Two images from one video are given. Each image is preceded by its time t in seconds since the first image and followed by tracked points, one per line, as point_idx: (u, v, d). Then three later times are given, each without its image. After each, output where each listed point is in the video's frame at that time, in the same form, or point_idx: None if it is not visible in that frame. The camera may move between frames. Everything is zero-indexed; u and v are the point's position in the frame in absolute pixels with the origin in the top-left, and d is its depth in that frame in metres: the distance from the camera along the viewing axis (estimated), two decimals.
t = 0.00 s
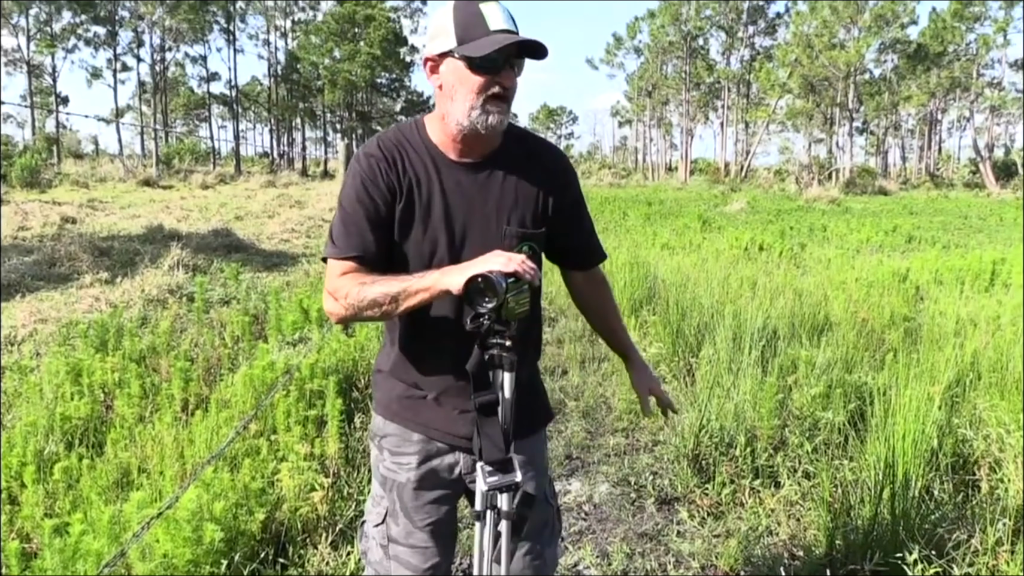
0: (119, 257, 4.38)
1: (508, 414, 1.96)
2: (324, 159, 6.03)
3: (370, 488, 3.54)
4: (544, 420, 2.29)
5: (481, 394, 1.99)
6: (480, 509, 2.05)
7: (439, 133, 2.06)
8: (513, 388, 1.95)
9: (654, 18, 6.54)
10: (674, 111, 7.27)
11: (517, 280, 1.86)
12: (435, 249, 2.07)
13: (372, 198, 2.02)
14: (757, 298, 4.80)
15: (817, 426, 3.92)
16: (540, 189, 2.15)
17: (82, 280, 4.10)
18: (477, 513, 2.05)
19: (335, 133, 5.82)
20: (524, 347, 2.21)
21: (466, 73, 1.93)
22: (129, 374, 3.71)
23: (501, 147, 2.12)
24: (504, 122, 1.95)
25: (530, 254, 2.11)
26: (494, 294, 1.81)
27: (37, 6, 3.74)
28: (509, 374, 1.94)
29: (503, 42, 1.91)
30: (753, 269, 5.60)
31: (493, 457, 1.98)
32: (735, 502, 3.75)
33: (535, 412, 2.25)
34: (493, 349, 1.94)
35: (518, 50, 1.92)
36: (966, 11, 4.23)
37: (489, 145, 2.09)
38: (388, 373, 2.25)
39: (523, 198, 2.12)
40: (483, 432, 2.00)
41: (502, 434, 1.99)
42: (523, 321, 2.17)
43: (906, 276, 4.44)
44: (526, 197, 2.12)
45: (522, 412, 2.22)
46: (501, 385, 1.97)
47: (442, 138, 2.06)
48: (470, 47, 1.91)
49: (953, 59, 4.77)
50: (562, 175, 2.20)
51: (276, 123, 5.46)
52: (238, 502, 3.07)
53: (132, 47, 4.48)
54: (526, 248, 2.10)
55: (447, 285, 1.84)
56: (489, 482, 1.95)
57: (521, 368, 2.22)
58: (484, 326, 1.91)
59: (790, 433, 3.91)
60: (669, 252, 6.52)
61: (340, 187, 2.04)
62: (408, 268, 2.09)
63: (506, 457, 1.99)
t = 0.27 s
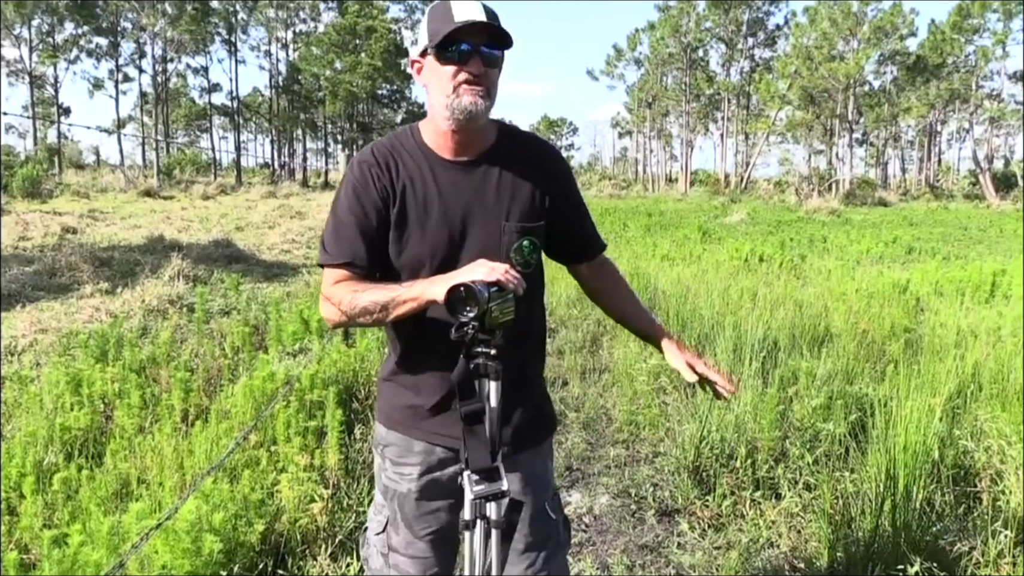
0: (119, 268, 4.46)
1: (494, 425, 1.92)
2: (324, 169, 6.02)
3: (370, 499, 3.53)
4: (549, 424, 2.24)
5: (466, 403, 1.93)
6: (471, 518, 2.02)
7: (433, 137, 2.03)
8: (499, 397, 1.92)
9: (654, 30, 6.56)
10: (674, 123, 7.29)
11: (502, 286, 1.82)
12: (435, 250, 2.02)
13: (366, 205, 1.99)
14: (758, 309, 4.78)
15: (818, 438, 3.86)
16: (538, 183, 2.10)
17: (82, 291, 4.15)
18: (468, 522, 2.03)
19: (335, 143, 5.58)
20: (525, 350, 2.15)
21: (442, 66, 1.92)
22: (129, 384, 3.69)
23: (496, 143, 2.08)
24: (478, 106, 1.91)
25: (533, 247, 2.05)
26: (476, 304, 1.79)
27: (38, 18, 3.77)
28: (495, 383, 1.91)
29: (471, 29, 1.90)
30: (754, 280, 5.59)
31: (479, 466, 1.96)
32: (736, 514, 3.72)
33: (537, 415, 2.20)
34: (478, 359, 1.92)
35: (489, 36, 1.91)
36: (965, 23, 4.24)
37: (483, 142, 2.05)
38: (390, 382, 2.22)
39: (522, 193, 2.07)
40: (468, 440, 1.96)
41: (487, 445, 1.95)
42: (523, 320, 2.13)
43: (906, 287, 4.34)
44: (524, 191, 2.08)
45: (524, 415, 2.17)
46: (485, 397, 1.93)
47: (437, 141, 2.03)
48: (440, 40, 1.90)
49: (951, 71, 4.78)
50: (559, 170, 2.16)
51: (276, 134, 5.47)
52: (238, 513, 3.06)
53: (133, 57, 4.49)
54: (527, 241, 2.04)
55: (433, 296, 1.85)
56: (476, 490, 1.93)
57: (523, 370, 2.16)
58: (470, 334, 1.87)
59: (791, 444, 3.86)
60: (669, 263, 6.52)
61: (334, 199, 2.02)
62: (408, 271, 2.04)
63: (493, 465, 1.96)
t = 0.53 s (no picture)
0: (134, 279, 4.64)
1: (498, 439, 1.90)
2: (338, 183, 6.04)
3: (382, 512, 3.53)
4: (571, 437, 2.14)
5: (471, 415, 1.94)
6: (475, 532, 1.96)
7: (443, 144, 2.02)
8: (503, 411, 1.89)
9: (667, 44, 6.58)
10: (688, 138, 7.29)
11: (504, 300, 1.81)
12: (448, 254, 2.00)
13: (378, 212, 1.99)
14: (772, 323, 4.75)
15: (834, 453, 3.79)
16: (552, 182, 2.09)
17: (97, 301, 4.31)
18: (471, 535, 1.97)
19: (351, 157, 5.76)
20: (548, 357, 2.08)
21: (449, 72, 1.93)
22: (143, 395, 3.69)
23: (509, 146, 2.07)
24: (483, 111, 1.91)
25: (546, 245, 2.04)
26: (478, 317, 1.79)
27: (59, 32, 3.83)
28: (499, 397, 1.88)
29: (478, 35, 1.91)
30: (767, 294, 5.58)
31: (485, 479, 1.93)
32: (751, 529, 3.67)
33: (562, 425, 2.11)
34: (481, 372, 1.89)
35: (496, 42, 1.92)
36: (981, 37, 4.23)
37: (494, 145, 2.03)
38: (405, 394, 2.11)
39: (535, 193, 2.05)
40: (473, 453, 1.95)
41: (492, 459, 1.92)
42: (543, 324, 2.07)
43: (921, 301, 4.55)
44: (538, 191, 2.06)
45: (546, 424, 2.08)
46: (489, 410, 1.91)
47: (446, 148, 2.02)
48: (447, 46, 1.92)
49: (966, 84, 4.78)
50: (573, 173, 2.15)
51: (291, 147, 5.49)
52: (250, 524, 3.06)
53: (152, 70, 4.52)
54: (541, 239, 2.03)
55: (436, 308, 1.85)
56: (481, 503, 1.90)
57: (544, 377, 2.08)
58: (472, 347, 1.87)
59: (806, 460, 3.78)
60: (682, 277, 6.50)
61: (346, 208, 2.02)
62: (422, 277, 2.02)
63: (497, 479, 1.93)
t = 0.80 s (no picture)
0: (143, 287, 4.53)
1: (500, 449, 1.88)
2: (346, 191, 6.05)
3: (388, 521, 3.53)
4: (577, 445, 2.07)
5: (471, 424, 1.92)
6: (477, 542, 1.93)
7: (443, 152, 2.03)
8: (505, 420, 1.87)
9: (674, 53, 6.58)
10: (695, 147, 7.30)
11: (505, 310, 1.79)
12: (449, 260, 1.99)
13: (380, 221, 2.00)
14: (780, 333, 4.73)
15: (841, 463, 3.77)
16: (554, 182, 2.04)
17: (105, 309, 4.24)
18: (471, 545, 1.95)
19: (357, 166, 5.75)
20: (553, 361, 2.05)
21: (450, 81, 1.93)
22: (150, 402, 3.69)
23: (511, 150, 2.05)
24: (483, 117, 1.91)
25: (544, 246, 1.99)
26: (477, 326, 1.77)
27: (68, 41, 3.90)
28: (501, 406, 1.85)
29: (480, 45, 1.91)
30: (775, 303, 5.57)
31: (484, 488, 1.90)
32: (757, 540, 3.64)
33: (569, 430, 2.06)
34: (483, 381, 1.85)
35: (496, 53, 1.92)
36: (989, 47, 4.23)
37: (496, 150, 2.02)
38: (412, 400, 2.08)
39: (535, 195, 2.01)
40: (473, 462, 1.92)
41: (491, 467, 1.90)
42: (547, 326, 2.03)
43: (929, 311, 4.43)
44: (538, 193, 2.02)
45: (551, 428, 2.03)
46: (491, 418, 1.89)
47: (446, 156, 2.03)
48: (449, 55, 1.92)
49: (973, 95, 4.79)
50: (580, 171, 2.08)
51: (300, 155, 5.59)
52: (256, 533, 3.05)
53: (162, 79, 4.55)
54: (538, 240, 1.98)
55: (440, 318, 1.86)
56: (481, 513, 1.88)
57: (548, 380, 2.04)
58: (473, 357, 1.84)
59: (813, 470, 3.76)
60: (689, 286, 6.49)
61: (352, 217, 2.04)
62: (424, 283, 2.02)
63: (498, 488, 1.91)
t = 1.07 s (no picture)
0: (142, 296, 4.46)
1: (497, 458, 1.86)
2: (346, 201, 6.04)
3: (388, 532, 3.50)
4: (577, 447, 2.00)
5: (467, 432, 1.88)
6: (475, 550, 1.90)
7: (443, 162, 1.99)
8: (502, 428, 1.86)
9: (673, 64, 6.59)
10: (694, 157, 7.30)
11: (501, 319, 1.79)
12: (444, 267, 1.96)
13: (381, 227, 1.99)
14: (779, 342, 4.71)
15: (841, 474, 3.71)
16: (552, 188, 1.96)
17: (105, 319, 4.17)
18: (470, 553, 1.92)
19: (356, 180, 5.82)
20: (551, 365, 1.98)
21: (446, 90, 1.92)
22: (149, 412, 3.67)
23: (513, 158, 2.00)
24: (480, 125, 1.89)
25: (536, 254, 1.92)
26: (471, 334, 1.77)
27: (70, 51, 3.94)
28: (497, 414, 1.85)
29: (475, 53, 1.90)
30: (775, 313, 5.58)
31: (480, 496, 1.88)
32: (758, 551, 3.60)
33: (570, 434, 2.00)
34: (479, 390, 1.86)
35: (492, 60, 1.91)
36: (987, 57, 4.24)
37: (496, 158, 1.97)
38: (412, 409, 2.08)
39: (531, 202, 1.95)
40: (470, 469, 1.88)
41: (487, 475, 1.87)
42: (545, 333, 1.96)
43: (928, 322, 4.42)
44: (535, 200, 1.96)
45: (551, 432, 1.97)
46: (487, 426, 1.87)
47: (446, 165, 1.98)
48: (445, 64, 1.91)
49: (971, 105, 4.81)
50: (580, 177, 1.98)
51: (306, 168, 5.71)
52: (255, 544, 3.04)
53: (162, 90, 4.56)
54: (528, 248, 1.92)
55: (436, 327, 1.85)
56: (476, 521, 1.87)
57: (546, 386, 1.98)
58: (469, 365, 1.84)
59: (813, 480, 3.71)
60: (688, 296, 6.49)
61: (358, 224, 2.04)
62: (419, 289, 1.99)
63: (494, 496, 1.89)
